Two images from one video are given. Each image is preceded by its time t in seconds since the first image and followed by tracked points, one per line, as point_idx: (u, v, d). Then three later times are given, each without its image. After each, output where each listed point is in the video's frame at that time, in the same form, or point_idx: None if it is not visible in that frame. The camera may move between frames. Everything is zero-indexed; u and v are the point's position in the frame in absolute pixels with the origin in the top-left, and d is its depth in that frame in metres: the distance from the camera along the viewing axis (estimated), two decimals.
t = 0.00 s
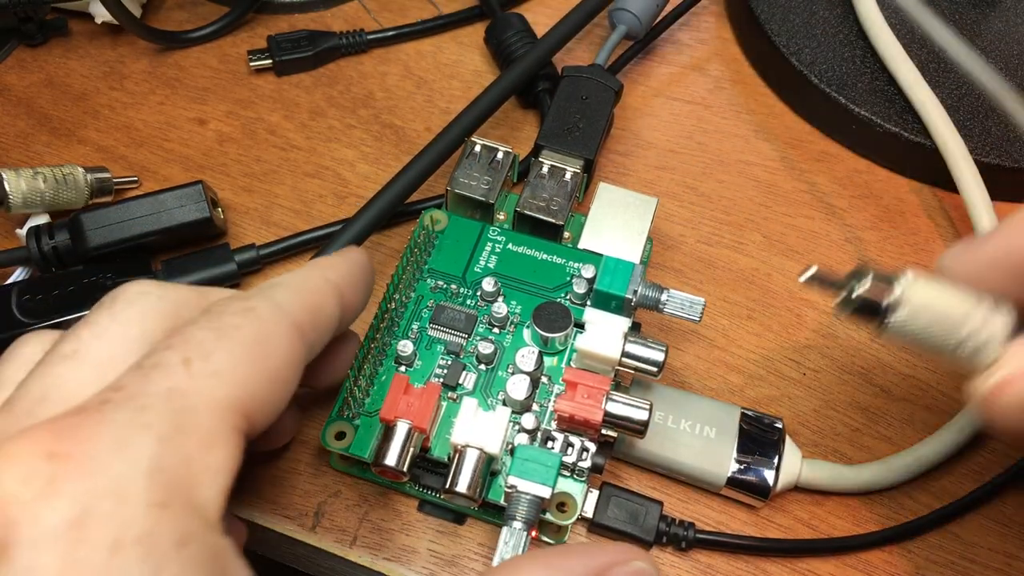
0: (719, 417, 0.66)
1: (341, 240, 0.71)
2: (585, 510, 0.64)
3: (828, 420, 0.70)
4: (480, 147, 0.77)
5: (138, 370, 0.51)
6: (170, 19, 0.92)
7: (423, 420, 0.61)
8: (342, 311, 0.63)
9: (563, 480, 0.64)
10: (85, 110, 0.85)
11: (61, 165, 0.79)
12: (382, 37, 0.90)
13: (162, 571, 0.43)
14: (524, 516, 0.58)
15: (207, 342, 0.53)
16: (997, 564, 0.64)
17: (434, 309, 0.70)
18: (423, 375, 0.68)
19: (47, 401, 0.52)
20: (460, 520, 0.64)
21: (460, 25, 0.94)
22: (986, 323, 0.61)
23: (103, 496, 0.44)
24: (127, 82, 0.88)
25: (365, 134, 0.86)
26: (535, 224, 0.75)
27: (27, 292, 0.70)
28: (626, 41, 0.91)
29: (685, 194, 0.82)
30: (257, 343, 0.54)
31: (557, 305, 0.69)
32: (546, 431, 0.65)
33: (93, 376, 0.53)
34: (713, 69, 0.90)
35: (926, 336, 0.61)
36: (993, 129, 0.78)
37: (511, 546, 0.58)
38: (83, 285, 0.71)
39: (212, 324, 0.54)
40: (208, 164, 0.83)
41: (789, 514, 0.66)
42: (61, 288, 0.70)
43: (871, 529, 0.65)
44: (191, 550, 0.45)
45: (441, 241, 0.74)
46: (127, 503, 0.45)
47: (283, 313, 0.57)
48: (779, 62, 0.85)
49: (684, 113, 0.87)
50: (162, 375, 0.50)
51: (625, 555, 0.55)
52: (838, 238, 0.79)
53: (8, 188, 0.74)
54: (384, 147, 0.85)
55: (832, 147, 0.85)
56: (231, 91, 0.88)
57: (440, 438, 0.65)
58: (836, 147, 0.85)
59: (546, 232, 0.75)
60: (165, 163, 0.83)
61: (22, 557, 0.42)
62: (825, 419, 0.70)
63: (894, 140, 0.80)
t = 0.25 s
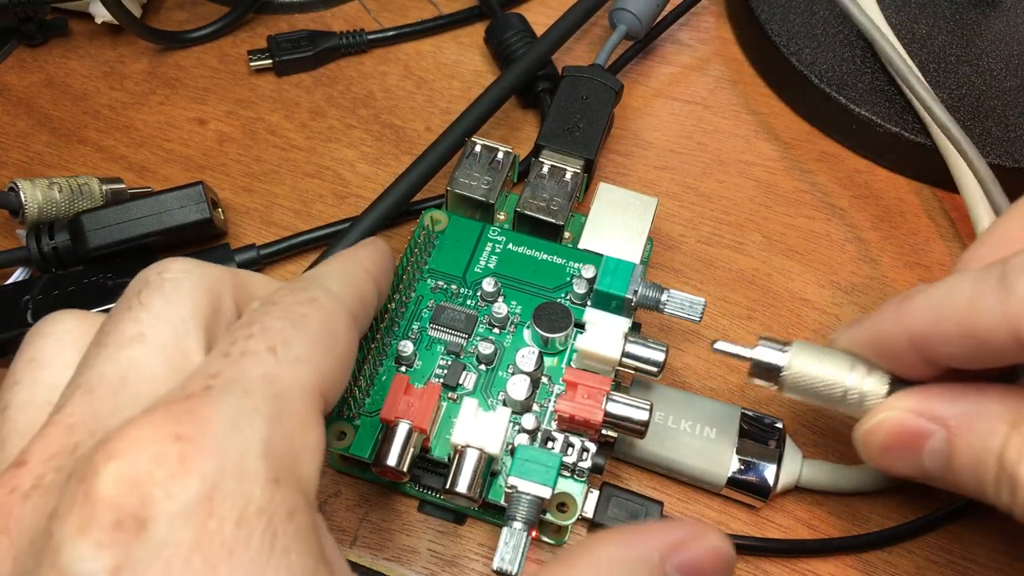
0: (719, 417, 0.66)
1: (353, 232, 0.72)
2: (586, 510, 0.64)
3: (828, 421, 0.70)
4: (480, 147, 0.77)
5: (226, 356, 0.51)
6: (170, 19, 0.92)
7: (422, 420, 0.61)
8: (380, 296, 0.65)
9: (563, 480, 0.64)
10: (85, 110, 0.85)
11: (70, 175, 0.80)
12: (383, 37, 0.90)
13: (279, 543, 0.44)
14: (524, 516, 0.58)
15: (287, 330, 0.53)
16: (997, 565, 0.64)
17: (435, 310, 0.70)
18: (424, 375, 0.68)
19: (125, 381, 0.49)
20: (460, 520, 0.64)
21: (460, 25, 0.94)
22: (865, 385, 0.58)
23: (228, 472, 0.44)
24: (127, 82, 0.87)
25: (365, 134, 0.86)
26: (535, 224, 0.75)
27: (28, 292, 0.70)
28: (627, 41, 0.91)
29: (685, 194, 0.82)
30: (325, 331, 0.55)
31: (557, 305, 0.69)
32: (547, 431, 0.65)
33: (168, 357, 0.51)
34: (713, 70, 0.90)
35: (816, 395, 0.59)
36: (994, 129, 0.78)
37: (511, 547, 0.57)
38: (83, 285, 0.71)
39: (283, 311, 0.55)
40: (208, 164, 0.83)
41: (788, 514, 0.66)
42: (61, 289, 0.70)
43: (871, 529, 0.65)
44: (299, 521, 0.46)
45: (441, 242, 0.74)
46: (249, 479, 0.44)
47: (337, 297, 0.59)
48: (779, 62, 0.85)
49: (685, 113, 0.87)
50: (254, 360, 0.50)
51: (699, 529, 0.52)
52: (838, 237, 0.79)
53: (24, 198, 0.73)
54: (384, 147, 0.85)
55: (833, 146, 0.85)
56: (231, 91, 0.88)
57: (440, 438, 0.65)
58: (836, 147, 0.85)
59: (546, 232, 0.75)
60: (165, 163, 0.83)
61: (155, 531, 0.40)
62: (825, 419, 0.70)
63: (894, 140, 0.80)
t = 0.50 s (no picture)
0: (721, 417, 0.67)
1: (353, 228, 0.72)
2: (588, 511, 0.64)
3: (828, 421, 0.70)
4: (481, 148, 0.77)
5: (215, 335, 0.51)
6: (170, 19, 0.92)
7: (424, 422, 0.61)
8: (375, 297, 0.65)
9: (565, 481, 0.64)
10: (85, 110, 0.85)
11: (70, 175, 0.79)
12: (383, 37, 0.90)
13: (269, 505, 0.44)
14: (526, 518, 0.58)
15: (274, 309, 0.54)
16: (996, 564, 0.64)
17: (436, 311, 0.70)
18: (425, 376, 0.68)
19: (117, 361, 0.49)
20: (462, 521, 0.64)
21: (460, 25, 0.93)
22: (815, 398, 0.60)
23: (214, 437, 0.44)
24: (127, 82, 0.87)
25: (365, 134, 0.86)
26: (536, 225, 0.75)
27: (28, 292, 0.70)
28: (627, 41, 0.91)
29: (685, 194, 0.82)
30: (314, 312, 0.56)
31: (559, 306, 0.69)
32: (548, 432, 0.65)
33: (161, 340, 0.51)
34: (713, 70, 0.90)
35: (770, 409, 0.60)
36: (994, 129, 0.79)
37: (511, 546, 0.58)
38: (83, 286, 0.71)
39: (270, 295, 0.56)
40: (208, 164, 0.83)
41: (789, 513, 0.66)
42: (62, 289, 0.70)
43: (871, 528, 0.65)
44: (288, 486, 0.46)
45: (442, 243, 0.74)
46: (235, 443, 0.45)
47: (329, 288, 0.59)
48: (780, 62, 0.85)
49: (685, 113, 0.87)
50: (241, 337, 0.51)
51: (644, 452, 0.57)
52: (838, 238, 0.79)
53: (25, 198, 0.73)
54: (384, 147, 0.85)
55: (833, 146, 0.85)
56: (231, 91, 0.88)
57: (442, 440, 0.65)
58: (836, 147, 0.85)
59: (547, 233, 0.75)
60: (165, 163, 0.83)
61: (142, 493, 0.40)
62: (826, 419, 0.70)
63: (894, 140, 0.80)
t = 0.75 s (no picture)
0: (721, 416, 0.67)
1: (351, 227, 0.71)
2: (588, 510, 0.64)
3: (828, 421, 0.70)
4: (480, 147, 0.76)
5: (216, 330, 0.51)
6: (170, 19, 0.92)
7: (422, 422, 0.61)
8: (374, 293, 0.65)
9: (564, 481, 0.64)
10: (85, 110, 0.85)
11: (71, 175, 0.79)
12: (383, 37, 0.90)
13: (273, 493, 0.44)
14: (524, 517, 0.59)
15: (275, 304, 0.54)
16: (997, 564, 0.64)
17: (435, 312, 0.70)
18: (424, 377, 0.68)
19: (121, 355, 0.49)
20: (462, 521, 0.64)
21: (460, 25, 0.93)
22: (781, 391, 0.65)
23: (218, 426, 0.44)
24: (127, 82, 0.87)
25: (365, 134, 0.86)
26: (535, 224, 0.75)
27: (28, 293, 0.70)
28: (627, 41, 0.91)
29: (685, 194, 0.82)
30: (315, 308, 0.56)
31: (557, 305, 0.69)
32: (547, 431, 0.65)
33: (165, 337, 0.51)
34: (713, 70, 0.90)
35: (737, 400, 0.64)
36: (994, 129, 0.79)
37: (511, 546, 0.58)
38: (83, 286, 0.71)
39: (272, 292, 0.56)
40: (208, 164, 0.83)
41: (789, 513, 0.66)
42: (62, 290, 0.70)
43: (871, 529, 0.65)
44: (292, 475, 0.46)
45: (441, 243, 0.74)
46: (238, 432, 0.45)
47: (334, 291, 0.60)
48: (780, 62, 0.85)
49: (685, 113, 0.87)
50: (243, 330, 0.51)
51: (627, 441, 0.58)
52: (838, 238, 0.79)
53: (25, 198, 0.73)
54: (384, 147, 0.85)
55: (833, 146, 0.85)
56: (231, 91, 0.88)
57: (441, 440, 0.65)
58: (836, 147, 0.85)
59: (546, 232, 0.75)
60: (165, 163, 0.83)
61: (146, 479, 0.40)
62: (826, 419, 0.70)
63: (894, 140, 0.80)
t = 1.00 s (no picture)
0: (719, 419, 0.67)
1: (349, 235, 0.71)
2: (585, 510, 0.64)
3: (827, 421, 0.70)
4: (479, 147, 0.76)
5: (221, 333, 0.52)
6: (170, 19, 0.92)
7: (420, 422, 0.61)
8: (374, 294, 0.65)
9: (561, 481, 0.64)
10: (85, 110, 0.85)
11: (71, 175, 0.80)
12: (383, 37, 0.90)
13: (287, 496, 0.44)
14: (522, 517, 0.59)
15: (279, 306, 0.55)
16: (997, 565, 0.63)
17: (433, 311, 0.70)
18: (422, 376, 0.68)
19: (126, 359, 0.49)
20: (460, 520, 0.64)
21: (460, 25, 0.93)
22: (770, 399, 0.64)
23: (230, 430, 0.44)
24: (127, 82, 0.87)
25: (365, 134, 0.86)
26: (535, 224, 0.75)
27: (29, 292, 0.70)
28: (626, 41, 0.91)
29: (685, 194, 0.82)
30: (316, 307, 0.56)
31: (555, 305, 0.69)
32: (545, 432, 0.65)
33: (168, 340, 0.51)
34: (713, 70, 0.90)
35: (727, 404, 0.64)
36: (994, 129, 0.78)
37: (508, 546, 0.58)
38: (83, 286, 0.71)
39: (273, 292, 0.56)
40: (208, 164, 0.83)
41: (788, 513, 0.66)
42: (61, 289, 0.70)
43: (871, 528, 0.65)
44: (304, 477, 0.46)
45: (440, 242, 0.74)
46: (249, 435, 0.45)
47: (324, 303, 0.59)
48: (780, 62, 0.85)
49: (685, 113, 0.87)
50: (247, 332, 0.52)
51: (631, 468, 0.58)
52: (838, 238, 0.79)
53: (25, 198, 0.73)
54: (384, 147, 0.85)
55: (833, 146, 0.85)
56: (231, 91, 0.88)
57: (439, 439, 0.65)
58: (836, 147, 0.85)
59: (545, 232, 0.76)
60: (165, 163, 0.83)
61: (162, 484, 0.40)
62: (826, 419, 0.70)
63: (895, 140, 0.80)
